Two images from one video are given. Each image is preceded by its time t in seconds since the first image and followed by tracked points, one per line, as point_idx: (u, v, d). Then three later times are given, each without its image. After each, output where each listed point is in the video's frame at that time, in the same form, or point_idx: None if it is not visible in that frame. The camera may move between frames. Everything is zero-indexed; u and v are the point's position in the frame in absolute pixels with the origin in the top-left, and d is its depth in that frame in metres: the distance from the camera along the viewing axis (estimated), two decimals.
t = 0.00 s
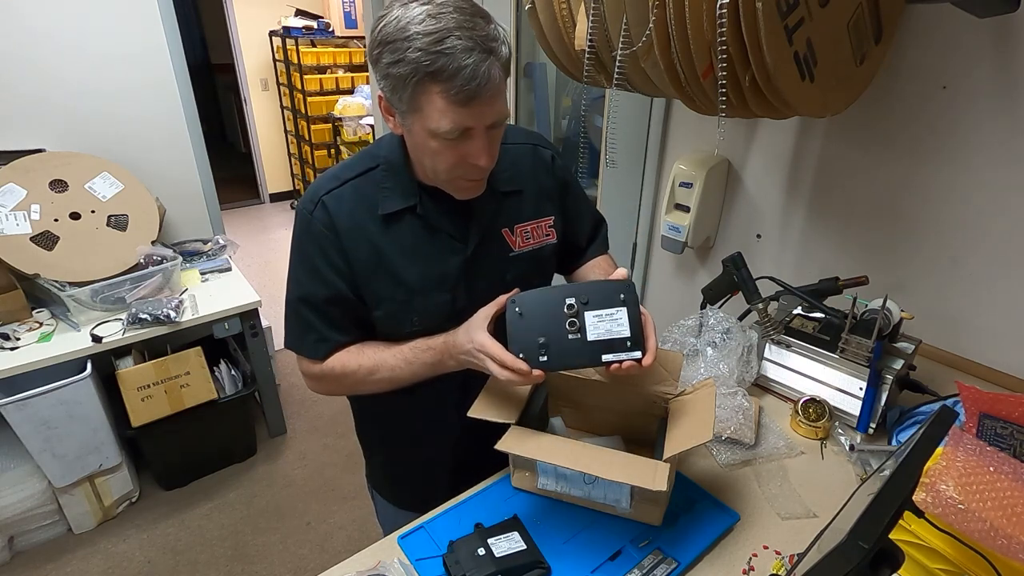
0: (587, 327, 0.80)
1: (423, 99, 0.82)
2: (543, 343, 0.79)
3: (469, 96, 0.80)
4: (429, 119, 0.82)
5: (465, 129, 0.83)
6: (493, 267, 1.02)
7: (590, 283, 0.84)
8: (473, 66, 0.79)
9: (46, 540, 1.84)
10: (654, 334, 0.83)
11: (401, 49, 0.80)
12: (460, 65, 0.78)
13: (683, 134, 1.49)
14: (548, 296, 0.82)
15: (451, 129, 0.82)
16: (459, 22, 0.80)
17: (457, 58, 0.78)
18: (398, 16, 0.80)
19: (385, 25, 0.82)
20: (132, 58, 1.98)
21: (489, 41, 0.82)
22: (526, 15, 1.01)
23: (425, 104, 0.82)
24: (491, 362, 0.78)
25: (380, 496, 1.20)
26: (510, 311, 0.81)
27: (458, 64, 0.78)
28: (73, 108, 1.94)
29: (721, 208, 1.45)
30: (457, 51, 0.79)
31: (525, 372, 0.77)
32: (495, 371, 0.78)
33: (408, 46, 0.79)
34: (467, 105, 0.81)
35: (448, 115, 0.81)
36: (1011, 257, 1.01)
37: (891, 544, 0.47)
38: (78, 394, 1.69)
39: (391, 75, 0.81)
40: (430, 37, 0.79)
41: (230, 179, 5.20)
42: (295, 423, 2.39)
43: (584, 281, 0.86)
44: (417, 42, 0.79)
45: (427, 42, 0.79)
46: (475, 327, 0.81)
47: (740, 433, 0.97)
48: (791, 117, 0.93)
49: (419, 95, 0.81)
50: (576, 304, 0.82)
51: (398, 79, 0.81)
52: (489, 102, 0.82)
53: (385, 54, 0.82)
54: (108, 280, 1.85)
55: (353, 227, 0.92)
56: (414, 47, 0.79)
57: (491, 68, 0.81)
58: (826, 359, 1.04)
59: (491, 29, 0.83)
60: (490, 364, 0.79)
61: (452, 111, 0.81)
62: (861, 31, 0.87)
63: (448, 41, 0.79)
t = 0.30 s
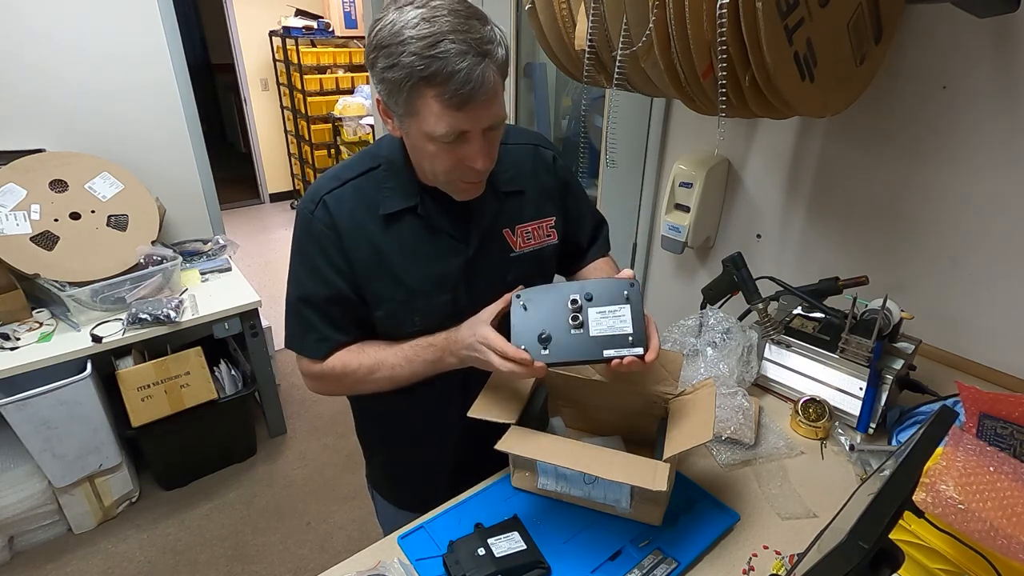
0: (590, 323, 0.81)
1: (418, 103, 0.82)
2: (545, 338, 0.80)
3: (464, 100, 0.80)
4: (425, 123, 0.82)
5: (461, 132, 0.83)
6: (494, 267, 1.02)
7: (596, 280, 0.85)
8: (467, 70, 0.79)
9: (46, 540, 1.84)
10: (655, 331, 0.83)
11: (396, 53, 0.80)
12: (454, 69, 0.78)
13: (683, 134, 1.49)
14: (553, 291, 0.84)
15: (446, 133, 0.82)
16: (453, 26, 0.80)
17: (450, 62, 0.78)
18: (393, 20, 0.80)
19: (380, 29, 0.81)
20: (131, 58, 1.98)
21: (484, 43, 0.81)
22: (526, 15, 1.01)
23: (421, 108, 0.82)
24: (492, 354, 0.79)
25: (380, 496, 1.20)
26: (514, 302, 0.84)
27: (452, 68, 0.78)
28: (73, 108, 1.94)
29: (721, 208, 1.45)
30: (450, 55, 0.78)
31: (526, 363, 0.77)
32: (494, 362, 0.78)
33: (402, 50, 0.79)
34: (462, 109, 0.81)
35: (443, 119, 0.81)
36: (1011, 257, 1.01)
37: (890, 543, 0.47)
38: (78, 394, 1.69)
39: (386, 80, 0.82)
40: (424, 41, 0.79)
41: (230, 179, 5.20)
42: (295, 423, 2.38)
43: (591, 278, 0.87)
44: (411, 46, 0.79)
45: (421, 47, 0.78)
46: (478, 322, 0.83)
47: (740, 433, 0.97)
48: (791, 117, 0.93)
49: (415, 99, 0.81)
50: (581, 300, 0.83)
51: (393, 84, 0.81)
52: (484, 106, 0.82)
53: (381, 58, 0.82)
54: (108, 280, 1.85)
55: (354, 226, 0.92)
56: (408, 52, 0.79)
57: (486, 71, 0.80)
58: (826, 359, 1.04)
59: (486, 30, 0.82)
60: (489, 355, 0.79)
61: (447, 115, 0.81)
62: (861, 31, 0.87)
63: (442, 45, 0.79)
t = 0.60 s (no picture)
0: (591, 307, 0.86)
1: (408, 115, 0.82)
2: (547, 320, 0.85)
3: (453, 109, 0.80)
4: (417, 133, 0.82)
5: (453, 140, 0.83)
6: (495, 267, 1.02)
7: (598, 276, 0.91)
8: (454, 79, 0.78)
9: (46, 540, 1.84)
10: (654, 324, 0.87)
11: (382, 67, 0.79)
12: (441, 80, 0.78)
13: (683, 134, 1.49)
14: (558, 285, 0.92)
15: (439, 142, 0.82)
16: (437, 34, 0.79)
17: (436, 73, 0.78)
18: (377, 33, 0.79)
19: (365, 42, 0.81)
20: (131, 58, 1.98)
21: (469, 49, 0.81)
22: (526, 15, 1.02)
23: (411, 119, 0.82)
24: (488, 332, 0.82)
25: (380, 496, 1.20)
26: (520, 294, 0.91)
27: (439, 79, 0.78)
28: (73, 108, 1.94)
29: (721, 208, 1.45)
30: (436, 65, 0.78)
31: (517, 332, 0.81)
32: (488, 337, 0.82)
33: (388, 63, 0.79)
34: (452, 118, 0.81)
35: (434, 129, 0.81)
36: (1011, 257, 1.01)
37: (891, 543, 0.47)
38: (78, 393, 1.69)
39: (375, 93, 0.81)
40: (409, 53, 0.78)
41: (230, 179, 5.20)
42: (295, 423, 2.38)
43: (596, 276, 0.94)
44: (396, 59, 0.78)
45: (406, 59, 0.78)
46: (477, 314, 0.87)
47: (740, 433, 0.97)
48: (791, 117, 0.93)
49: (405, 110, 0.81)
50: (584, 290, 0.89)
51: (382, 97, 0.81)
52: (475, 112, 0.82)
53: (368, 71, 0.81)
54: (108, 280, 1.85)
55: (355, 226, 0.92)
56: (394, 65, 0.78)
57: (474, 78, 0.80)
58: (826, 359, 1.04)
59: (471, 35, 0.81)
60: (484, 332, 0.83)
61: (438, 124, 0.81)
62: (861, 31, 0.87)
63: (427, 55, 0.78)
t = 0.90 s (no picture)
0: (592, 304, 0.87)
1: (411, 114, 0.82)
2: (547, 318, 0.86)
3: (457, 107, 0.80)
4: (421, 132, 0.83)
5: (457, 139, 0.83)
6: (495, 267, 1.02)
7: (599, 274, 0.91)
8: (458, 78, 0.78)
9: (46, 540, 1.84)
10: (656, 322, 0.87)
11: (385, 67, 0.79)
12: (445, 78, 0.78)
13: (683, 134, 1.49)
14: (558, 284, 0.92)
15: (443, 141, 0.82)
16: (439, 33, 0.79)
17: (440, 72, 0.78)
18: (379, 32, 0.79)
19: (367, 43, 0.81)
20: (131, 58, 1.98)
21: (472, 48, 0.81)
22: (526, 15, 1.02)
23: (415, 118, 0.82)
24: (488, 330, 0.82)
25: (380, 496, 1.20)
26: (520, 294, 0.91)
27: (443, 78, 0.78)
28: (73, 108, 1.94)
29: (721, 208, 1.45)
30: (440, 64, 0.78)
31: (517, 328, 0.81)
32: (488, 335, 0.82)
33: (391, 63, 0.78)
34: (456, 117, 0.81)
35: (438, 128, 0.81)
36: (1011, 257, 1.01)
37: (890, 543, 0.47)
38: (78, 393, 1.69)
39: (379, 93, 0.81)
40: (412, 53, 0.78)
41: (230, 179, 5.20)
42: (295, 424, 2.38)
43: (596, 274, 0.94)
44: (399, 59, 0.78)
45: (409, 59, 0.78)
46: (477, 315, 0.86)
47: (740, 433, 0.97)
48: (791, 117, 0.93)
49: (408, 110, 0.81)
50: (584, 288, 0.89)
51: (385, 97, 0.81)
52: (479, 110, 0.82)
53: (370, 72, 0.81)
54: (108, 280, 1.85)
55: (356, 227, 0.92)
56: (397, 65, 0.78)
57: (477, 76, 0.80)
58: (827, 359, 1.04)
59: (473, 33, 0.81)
60: (484, 330, 0.83)
61: (442, 123, 0.81)
62: (861, 31, 0.87)
63: (431, 54, 0.78)
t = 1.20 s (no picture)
0: (592, 306, 0.87)
1: (420, 111, 0.81)
2: (547, 321, 0.86)
3: (468, 99, 0.80)
4: (431, 129, 0.82)
5: (468, 132, 0.84)
6: (495, 268, 1.02)
7: (599, 274, 0.91)
8: (468, 69, 0.79)
9: (46, 540, 1.84)
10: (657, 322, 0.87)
11: (392, 66, 0.79)
12: (455, 71, 0.78)
13: (683, 134, 1.49)
14: (558, 286, 0.92)
15: (455, 134, 0.82)
16: (443, 28, 0.79)
17: (450, 66, 0.78)
18: (383, 33, 0.79)
19: (370, 45, 0.80)
20: (130, 57, 1.98)
21: (476, 39, 0.81)
22: (526, 15, 1.02)
23: (425, 115, 0.81)
24: (488, 333, 0.82)
25: (380, 496, 1.20)
26: (520, 296, 0.91)
27: (453, 71, 0.78)
28: (73, 108, 1.94)
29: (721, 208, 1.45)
30: (448, 58, 0.78)
31: (517, 330, 0.81)
32: (487, 337, 0.82)
33: (398, 62, 0.78)
34: (466, 109, 0.81)
35: (449, 123, 0.82)
36: (1011, 257, 1.01)
37: (890, 543, 0.46)
38: (78, 393, 1.69)
39: (386, 94, 0.81)
40: (419, 49, 0.78)
41: (230, 179, 5.20)
42: (295, 424, 2.38)
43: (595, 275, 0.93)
44: (407, 57, 0.78)
45: (417, 56, 0.77)
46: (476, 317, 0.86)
47: (740, 433, 0.97)
48: (791, 117, 0.93)
49: (418, 107, 0.81)
50: (584, 289, 0.89)
51: (393, 97, 0.80)
52: (488, 101, 0.83)
53: (376, 74, 0.81)
54: (108, 280, 1.85)
55: (355, 227, 0.92)
56: (405, 63, 0.78)
57: (485, 67, 0.81)
58: (826, 358, 1.04)
59: (475, 24, 0.82)
60: (484, 333, 0.83)
61: (453, 117, 0.81)
62: (861, 31, 0.87)
63: (438, 49, 0.78)
